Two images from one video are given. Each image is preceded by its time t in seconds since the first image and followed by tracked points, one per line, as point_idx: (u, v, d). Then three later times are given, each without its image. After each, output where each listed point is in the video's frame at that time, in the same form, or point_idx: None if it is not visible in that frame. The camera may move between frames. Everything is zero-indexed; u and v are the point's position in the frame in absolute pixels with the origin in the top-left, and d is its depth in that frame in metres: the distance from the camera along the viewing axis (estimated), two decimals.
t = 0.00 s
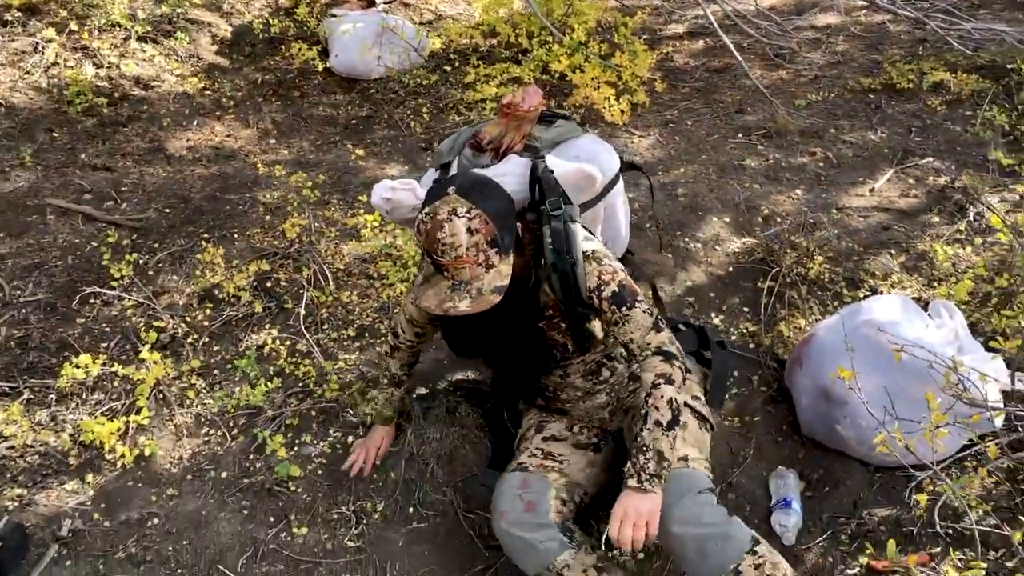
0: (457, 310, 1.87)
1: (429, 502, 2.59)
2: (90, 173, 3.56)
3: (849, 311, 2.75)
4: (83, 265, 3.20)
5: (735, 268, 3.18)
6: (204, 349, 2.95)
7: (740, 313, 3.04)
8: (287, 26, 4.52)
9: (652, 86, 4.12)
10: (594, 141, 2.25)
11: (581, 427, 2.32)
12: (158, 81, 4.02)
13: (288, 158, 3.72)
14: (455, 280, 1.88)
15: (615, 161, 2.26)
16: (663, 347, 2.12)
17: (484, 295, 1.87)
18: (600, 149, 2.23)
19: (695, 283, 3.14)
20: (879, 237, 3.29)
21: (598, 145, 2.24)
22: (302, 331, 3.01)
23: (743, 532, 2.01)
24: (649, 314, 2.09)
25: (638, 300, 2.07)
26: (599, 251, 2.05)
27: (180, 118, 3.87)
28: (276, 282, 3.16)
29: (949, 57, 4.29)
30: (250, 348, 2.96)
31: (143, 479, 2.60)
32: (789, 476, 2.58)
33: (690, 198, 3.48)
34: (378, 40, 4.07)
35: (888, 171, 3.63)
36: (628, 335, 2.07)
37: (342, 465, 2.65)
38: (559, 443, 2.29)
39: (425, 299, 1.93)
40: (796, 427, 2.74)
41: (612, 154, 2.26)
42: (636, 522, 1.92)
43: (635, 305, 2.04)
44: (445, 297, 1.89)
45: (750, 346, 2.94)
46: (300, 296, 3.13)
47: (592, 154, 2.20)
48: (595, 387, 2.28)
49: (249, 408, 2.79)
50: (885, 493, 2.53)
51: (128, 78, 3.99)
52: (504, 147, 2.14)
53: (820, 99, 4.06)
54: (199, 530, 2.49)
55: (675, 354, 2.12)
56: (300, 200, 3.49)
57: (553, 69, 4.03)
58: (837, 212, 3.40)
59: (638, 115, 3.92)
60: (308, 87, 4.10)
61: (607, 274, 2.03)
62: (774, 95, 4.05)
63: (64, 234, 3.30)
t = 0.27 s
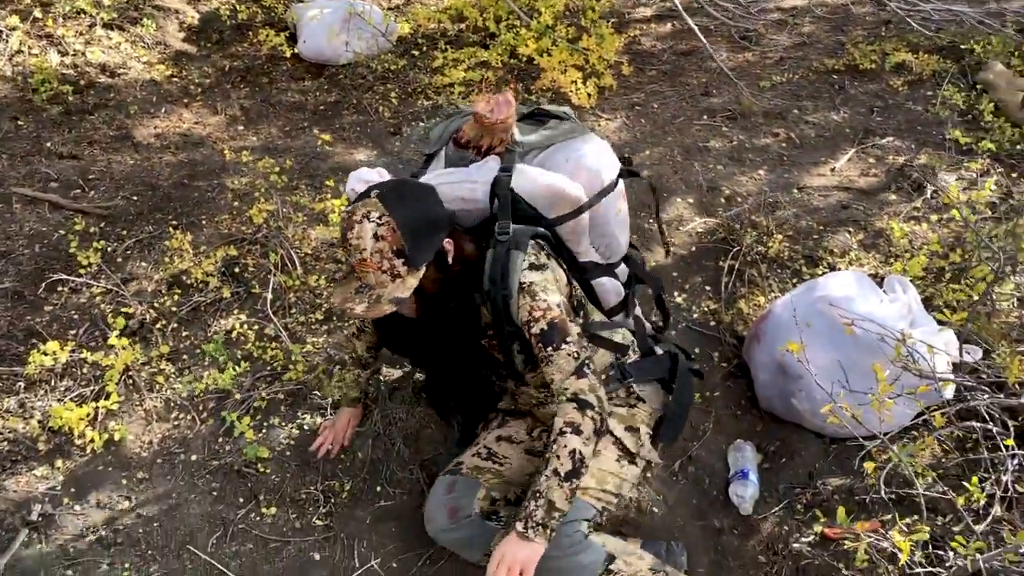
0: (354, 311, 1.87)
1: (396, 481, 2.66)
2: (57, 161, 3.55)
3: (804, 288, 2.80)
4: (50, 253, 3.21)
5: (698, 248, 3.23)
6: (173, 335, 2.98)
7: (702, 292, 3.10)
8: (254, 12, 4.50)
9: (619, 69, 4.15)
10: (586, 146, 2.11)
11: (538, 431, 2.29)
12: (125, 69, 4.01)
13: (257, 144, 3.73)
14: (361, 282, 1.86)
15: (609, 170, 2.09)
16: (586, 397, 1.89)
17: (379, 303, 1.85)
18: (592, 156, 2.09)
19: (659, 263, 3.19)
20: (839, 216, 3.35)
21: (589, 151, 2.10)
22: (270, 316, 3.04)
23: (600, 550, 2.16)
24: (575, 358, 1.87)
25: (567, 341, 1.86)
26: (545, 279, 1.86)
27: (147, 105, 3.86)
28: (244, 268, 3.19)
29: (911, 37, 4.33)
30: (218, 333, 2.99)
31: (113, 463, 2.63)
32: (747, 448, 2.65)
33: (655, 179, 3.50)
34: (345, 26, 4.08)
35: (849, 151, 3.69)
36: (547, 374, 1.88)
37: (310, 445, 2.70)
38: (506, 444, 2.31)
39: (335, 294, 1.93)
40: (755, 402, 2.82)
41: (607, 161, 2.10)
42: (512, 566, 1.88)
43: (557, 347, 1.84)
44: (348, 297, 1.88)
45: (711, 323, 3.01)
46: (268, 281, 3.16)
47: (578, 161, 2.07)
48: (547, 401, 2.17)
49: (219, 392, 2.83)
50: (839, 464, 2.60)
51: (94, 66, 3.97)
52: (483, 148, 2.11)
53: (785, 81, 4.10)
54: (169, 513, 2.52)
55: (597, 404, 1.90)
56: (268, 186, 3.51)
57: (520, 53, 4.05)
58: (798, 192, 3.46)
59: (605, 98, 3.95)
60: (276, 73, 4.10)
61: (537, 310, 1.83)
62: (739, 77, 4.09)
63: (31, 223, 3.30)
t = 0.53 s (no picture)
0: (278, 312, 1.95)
1: (374, 464, 2.71)
2: (39, 151, 3.57)
3: (775, 275, 2.87)
4: (33, 241, 3.23)
5: (674, 237, 3.29)
6: (155, 321, 3.01)
7: (677, 280, 3.16)
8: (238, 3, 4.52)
9: (599, 62, 4.19)
10: (581, 189, 1.87)
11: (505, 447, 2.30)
12: (108, 59, 4.02)
13: (240, 134, 3.77)
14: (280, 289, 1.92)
15: (602, 221, 1.85)
16: (463, 465, 1.88)
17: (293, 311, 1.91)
18: (583, 203, 1.85)
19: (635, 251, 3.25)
20: (811, 207, 3.41)
21: (582, 197, 1.86)
22: (251, 304, 3.07)
23: None
24: (469, 424, 1.86)
25: (469, 404, 1.84)
26: (469, 334, 1.80)
27: (130, 96, 3.87)
28: (226, 256, 3.23)
29: (888, 33, 4.36)
30: (200, 319, 3.03)
31: (95, 446, 2.67)
32: (718, 432, 2.73)
33: (633, 171, 3.57)
34: (328, 18, 4.09)
35: (824, 144, 3.74)
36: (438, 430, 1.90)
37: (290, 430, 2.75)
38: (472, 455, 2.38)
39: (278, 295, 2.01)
40: (726, 386, 2.89)
41: (601, 212, 1.86)
42: None
43: (456, 408, 1.84)
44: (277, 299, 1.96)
45: (685, 311, 3.07)
46: (249, 269, 3.20)
47: (566, 208, 1.85)
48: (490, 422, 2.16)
49: (200, 377, 2.87)
50: (807, 446, 2.68)
51: (77, 56, 3.98)
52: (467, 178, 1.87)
53: (763, 75, 4.14)
54: (151, 495, 2.57)
55: (471, 474, 1.89)
56: (250, 175, 3.55)
57: (502, 46, 4.10)
58: (773, 184, 3.52)
59: (586, 90, 3.99)
60: (259, 64, 4.13)
61: (448, 364, 1.81)
62: (718, 71, 4.14)
63: (14, 211, 3.32)
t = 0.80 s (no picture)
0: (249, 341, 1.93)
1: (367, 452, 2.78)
2: (41, 144, 3.62)
3: (761, 274, 2.93)
4: (35, 232, 3.29)
5: (665, 236, 3.36)
6: (154, 312, 3.07)
7: (666, 278, 3.23)
8: (238, 2, 4.57)
9: (594, 64, 4.25)
10: (561, 245, 1.85)
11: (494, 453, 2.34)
12: (109, 55, 4.08)
13: (239, 131, 3.83)
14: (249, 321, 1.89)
15: (581, 276, 1.85)
16: (415, 516, 1.95)
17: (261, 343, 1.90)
18: (562, 259, 1.84)
19: (626, 250, 3.32)
20: (800, 209, 3.46)
21: (561, 253, 1.84)
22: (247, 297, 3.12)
23: None
24: (424, 480, 1.93)
25: (426, 461, 1.91)
26: (432, 391, 1.84)
27: (131, 91, 3.93)
28: (224, 249, 3.29)
29: (879, 40, 4.42)
30: (198, 310, 3.09)
31: (94, 433, 2.73)
32: (702, 426, 2.80)
33: (625, 171, 3.64)
34: (327, 17, 4.14)
35: (813, 147, 3.77)
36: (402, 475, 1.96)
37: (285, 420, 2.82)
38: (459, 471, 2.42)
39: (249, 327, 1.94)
40: (712, 382, 2.96)
41: (581, 269, 1.85)
42: None
43: (414, 463, 1.91)
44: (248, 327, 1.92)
45: (673, 308, 3.14)
46: (247, 262, 3.26)
47: (545, 263, 1.84)
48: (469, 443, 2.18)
49: (197, 366, 2.93)
50: (789, 440, 2.76)
51: (79, 51, 4.03)
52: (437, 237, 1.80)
53: (755, 79, 4.18)
54: (149, 480, 2.63)
55: (420, 530, 1.95)
56: (248, 170, 3.61)
57: (498, 47, 4.16)
58: (762, 186, 3.56)
59: (580, 92, 4.06)
60: (258, 62, 4.19)
61: (411, 419, 1.88)
62: (711, 74, 4.19)
63: (16, 202, 3.37)
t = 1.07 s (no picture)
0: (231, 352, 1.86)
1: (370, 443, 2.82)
2: (50, 138, 3.66)
3: (761, 273, 2.98)
4: (43, 224, 3.33)
5: (666, 236, 3.40)
6: (160, 304, 3.11)
7: (667, 278, 3.27)
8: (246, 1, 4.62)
9: (598, 67, 4.29)
10: (537, 242, 1.75)
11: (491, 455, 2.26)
12: (118, 52, 4.12)
13: (245, 128, 3.87)
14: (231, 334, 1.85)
15: (563, 272, 1.75)
16: (413, 526, 1.88)
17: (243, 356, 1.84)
18: (542, 255, 1.74)
19: (628, 249, 3.36)
20: (800, 211, 3.49)
21: (538, 249, 1.74)
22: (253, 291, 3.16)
23: None
24: (419, 489, 1.85)
25: (420, 470, 1.83)
26: (422, 399, 1.76)
27: (139, 88, 3.98)
28: (231, 243, 3.33)
29: (881, 47, 4.47)
30: (205, 303, 3.13)
31: (101, 421, 2.77)
32: (702, 421, 2.85)
33: (627, 172, 3.68)
34: (335, 17, 4.19)
35: (814, 151, 3.81)
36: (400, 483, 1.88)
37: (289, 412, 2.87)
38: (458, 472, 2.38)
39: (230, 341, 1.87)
40: (712, 379, 3.01)
41: (561, 264, 1.75)
42: None
43: (408, 472, 1.83)
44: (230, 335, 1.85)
45: (674, 307, 3.19)
46: (253, 256, 3.30)
47: (522, 262, 1.74)
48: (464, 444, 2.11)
49: (203, 358, 2.97)
50: (786, 436, 2.81)
51: (88, 48, 4.08)
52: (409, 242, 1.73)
53: (758, 83, 4.22)
54: (155, 468, 2.68)
55: (420, 539, 1.89)
56: (255, 167, 3.65)
57: (503, 49, 4.21)
58: (763, 188, 3.60)
59: (584, 94, 4.10)
60: (265, 60, 4.24)
61: (402, 428, 1.79)
62: (714, 78, 4.23)
63: (25, 195, 3.41)
